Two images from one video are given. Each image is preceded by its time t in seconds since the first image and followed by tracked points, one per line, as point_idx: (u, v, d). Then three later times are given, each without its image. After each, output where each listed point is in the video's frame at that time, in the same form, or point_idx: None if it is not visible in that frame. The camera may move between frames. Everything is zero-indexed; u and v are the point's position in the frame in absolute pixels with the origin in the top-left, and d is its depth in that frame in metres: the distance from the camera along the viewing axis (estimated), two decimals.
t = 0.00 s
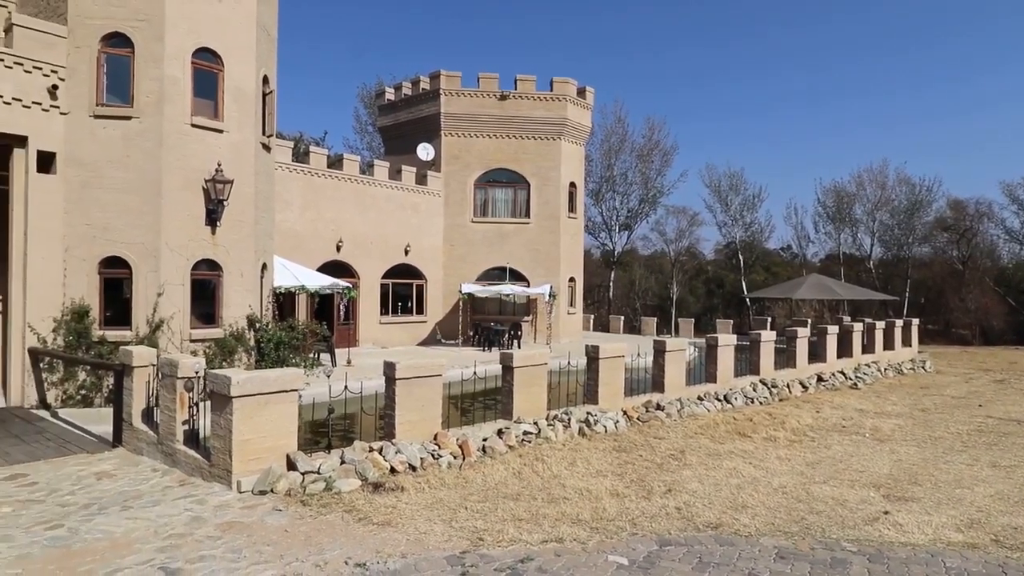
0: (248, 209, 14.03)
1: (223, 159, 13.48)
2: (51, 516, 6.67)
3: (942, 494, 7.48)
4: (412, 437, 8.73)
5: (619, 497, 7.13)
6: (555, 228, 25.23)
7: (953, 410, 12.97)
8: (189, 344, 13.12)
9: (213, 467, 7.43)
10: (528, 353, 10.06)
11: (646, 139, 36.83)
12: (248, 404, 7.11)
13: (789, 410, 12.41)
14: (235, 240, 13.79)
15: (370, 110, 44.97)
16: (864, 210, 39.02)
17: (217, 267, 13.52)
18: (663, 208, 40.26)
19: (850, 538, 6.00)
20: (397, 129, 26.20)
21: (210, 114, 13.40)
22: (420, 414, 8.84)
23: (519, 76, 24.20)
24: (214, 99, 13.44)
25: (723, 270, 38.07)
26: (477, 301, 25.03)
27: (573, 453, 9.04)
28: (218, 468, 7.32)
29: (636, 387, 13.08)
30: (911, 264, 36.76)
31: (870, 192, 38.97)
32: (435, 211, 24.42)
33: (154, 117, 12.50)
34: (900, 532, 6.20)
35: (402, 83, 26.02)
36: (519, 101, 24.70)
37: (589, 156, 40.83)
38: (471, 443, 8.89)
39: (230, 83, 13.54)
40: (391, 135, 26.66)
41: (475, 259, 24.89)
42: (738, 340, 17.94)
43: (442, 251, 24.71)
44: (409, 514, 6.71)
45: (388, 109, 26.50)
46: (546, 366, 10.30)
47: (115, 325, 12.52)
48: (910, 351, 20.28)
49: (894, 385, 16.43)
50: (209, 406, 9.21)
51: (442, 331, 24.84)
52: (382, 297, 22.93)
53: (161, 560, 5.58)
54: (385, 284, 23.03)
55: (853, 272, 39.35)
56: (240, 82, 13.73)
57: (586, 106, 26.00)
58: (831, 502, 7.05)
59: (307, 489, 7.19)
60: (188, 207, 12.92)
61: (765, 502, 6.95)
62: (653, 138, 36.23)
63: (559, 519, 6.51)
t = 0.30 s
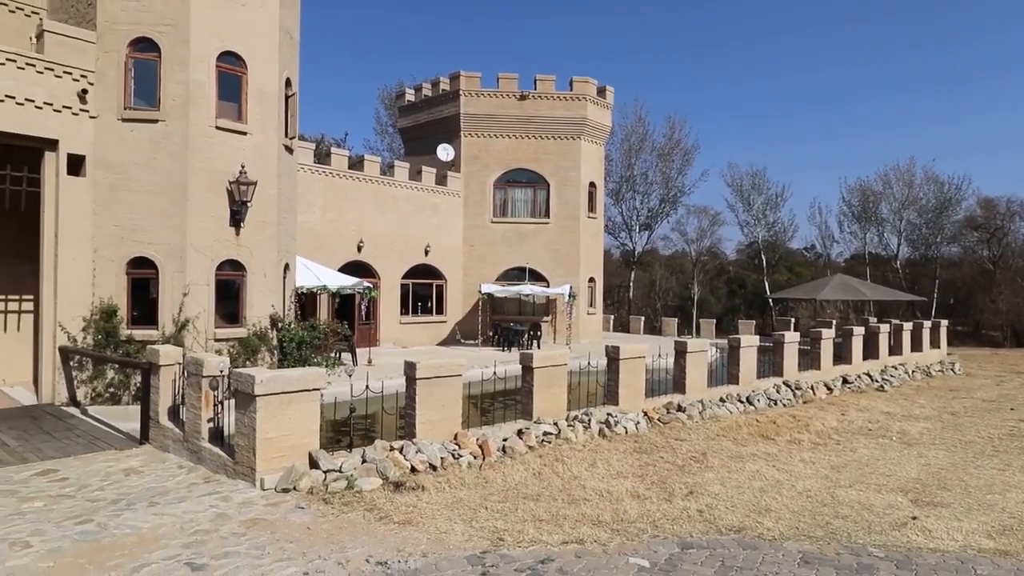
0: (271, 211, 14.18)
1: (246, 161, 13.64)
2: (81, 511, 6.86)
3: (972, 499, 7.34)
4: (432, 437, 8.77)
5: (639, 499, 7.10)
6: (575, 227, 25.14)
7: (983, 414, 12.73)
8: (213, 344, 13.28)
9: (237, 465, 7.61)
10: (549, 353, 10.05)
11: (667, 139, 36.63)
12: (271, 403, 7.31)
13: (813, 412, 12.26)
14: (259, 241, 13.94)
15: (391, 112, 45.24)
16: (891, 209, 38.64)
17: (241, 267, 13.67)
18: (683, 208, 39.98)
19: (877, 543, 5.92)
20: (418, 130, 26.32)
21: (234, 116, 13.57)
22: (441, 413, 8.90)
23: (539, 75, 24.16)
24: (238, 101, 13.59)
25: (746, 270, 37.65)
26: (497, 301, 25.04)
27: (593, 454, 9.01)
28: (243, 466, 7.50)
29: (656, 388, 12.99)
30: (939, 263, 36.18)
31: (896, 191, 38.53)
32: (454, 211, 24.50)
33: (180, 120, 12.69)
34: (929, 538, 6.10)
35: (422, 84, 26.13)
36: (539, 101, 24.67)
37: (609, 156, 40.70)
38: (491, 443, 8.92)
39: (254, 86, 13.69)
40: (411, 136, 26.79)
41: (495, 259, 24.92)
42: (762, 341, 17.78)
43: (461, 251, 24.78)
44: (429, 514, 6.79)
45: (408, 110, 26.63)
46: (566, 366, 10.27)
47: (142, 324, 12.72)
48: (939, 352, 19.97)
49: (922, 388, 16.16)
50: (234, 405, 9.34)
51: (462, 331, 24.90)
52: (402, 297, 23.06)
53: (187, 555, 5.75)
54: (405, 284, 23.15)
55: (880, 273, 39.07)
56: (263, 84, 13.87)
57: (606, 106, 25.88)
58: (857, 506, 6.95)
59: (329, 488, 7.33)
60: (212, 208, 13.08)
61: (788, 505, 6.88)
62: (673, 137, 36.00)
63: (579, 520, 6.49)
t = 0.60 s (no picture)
0: (296, 211, 14.30)
1: (272, 163, 13.78)
2: (113, 506, 7.11)
3: (1006, 506, 7.17)
4: (454, 436, 8.84)
5: (663, 501, 7.03)
6: (597, 227, 25.03)
7: (1017, 418, 12.43)
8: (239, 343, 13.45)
9: (263, 463, 7.81)
10: (572, 353, 10.01)
11: (690, 137, 36.34)
12: (297, 402, 7.53)
13: (841, 415, 12.05)
14: (284, 241, 14.08)
15: (413, 113, 45.40)
16: (922, 208, 37.87)
17: (266, 267, 13.81)
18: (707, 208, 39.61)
19: (908, 549, 5.80)
20: (440, 131, 26.42)
21: (259, 119, 13.73)
22: (463, 413, 8.95)
23: (561, 75, 24.08)
24: (264, 105, 13.75)
25: (771, 270, 37.15)
26: (519, 301, 25.02)
27: (616, 455, 8.95)
28: (268, 463, 7.71)
29: (680, 390, 12.88)
30: (972, 263, 35.41)
31: (927, 189, 37.80)
32: (476, 212, 24.55)
33: (207, 123, 12.86)
34: (962, 545, 5.96)
35: (444, 85, 26.21)
36: (560, 101, 24.60)
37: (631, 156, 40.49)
38: (513, 443, 8.93)
39: (279, 89, 13.84)
40: (433, 136, 26.89)
41: (516, 259, 24.90)
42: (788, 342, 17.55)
43: (483, 251, 24.82)
44: (452, 513, 6.90)
45: (430, 111, 26.73)
46: (588, 367, 10.21)
47: (171, 325, 12.89)
48: (972, 354, 19.55)
49: (954, 391, 15.82)
50: (260, 403, 9.49)
51: (484, 331, 24.93)
52: (424, 297, 23.16)
53: (215, 551, 5.95)
54: (427, 284, 23.24)
55: (911, 272, 38.37)
56: (288, 87, 14.00)
57: (629, 105, 25.72)
58: (887, 511, 6.82)
59: (353, 486, 7.54)
60: (239, 209, 13.25)
61: (816, 509, 6.78)
62: (697, 137, 35.72)
63: (602, 522, 6.45)
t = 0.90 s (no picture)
0: (321, 212, 14.40)
1: (298, 164, 13.90)
2: (145, 501, 7.35)
3: None
4: (478, 436, 8.88)
5: (689, 504, 6.95)
6: (620, 227, 24.88)
7: None
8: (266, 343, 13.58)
9: (290, 461, 8.00)
10: (596, 354, 9.95)
11: (715, 135, 36.01)
12: (322, 401, 7.69)
13: (871, 418, 11.82)
14: (309, 242, 14.19)
15: (436, 113, 45.54)
16: (955, 206, 37.05)
17: (292, 267, 13.92)
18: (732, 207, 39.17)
19: (943, 557, 5.67)
20: (463, 131, 26.49)
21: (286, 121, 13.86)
22: (487, 413, 8.99)
23: (583, 74, 23.95)
24: (290, 107, 13.86)
25: (798, 270, 36.59)
26: (542, 301, 24.96)
27: (640, 457, 8.87)
28: (295, 461, 7.89)
29: (705, 391, 12.74)
30: (1008, 263, 34.57)
31: (961, 187, 37.00)
32: (498, 212, 24.57)
33: (234, 125, 13.01)
34: (1000, 553, 5.81)
35: (466, 85, 26.25)
36: (583, 100, 24.49)
37: (655, 155, 40.20)
38: (537, 443, 8.91)
39: (305, 91, 13.94)
40: (456, 137, 26.97)
41: (539, 259, 24.85)
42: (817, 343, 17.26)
43: (505, 251, 24.82)
44: (476, 513, 6.92)
45: (453, 111, 26.81)
46: (612, 368, 10.14)
47: (200, 324, 13.07)
48: (1008, 357, 19.08)
49: (990, 394, 15.43)
50: (287, 401, 9.64)
51: (507, 331, 24.95)
52: (447, 297, 23.26)
53: (243, 547, 6.16)
54: (449, 284, 23.30)
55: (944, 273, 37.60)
56: (314, 89, 14.11)
57: (653, 104, 25.47)
58: (920, 517, 6.68)
59: (378, 485, 7.64)
60: (265, 210, 13.38)
61: (846, 515, 6.65)
62: (721, 135, 35.35)
63: (628, 524, 6.40)
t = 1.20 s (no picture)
0: (352, 213, 14.48)
1: (329, 166, 14.02)
2: (182, 497, 7.47)
3: None
4: (508, 437, 8.87)
5: (724, 509, 6.83)
6: (649, 227, 24.67)
7: None
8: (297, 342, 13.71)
9: (322, 459, 8.09)
10: (626, 355, 9.86)
11: (746, 134, 35.57)
12: (354, 400, 7.76)
13: (911, 423, 11.54)
14: (340, 243, 14.30)
15: (464, 114, 45.68)
16: (998, 203, 36.06)
17: (323, 268, 14.05)
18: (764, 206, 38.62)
19: (990, 568, 5.49)
20: (490, 131, 26.52)
21: (317, 123, 14.00)
22: (517, 414, 8.98)
23: (611, 73, 23.80)
24: (321, 109, 13.99)
25: (832, 270, 35.90)
26: (570, 301, 24.86)
27: (672, 460, 8.76)
28: (328, 460, 7.97)
29: (738, 394, 12.56)
30: None
31: (1003, 184, 36.00)
32: (526, 212, 24.54)
33: (267, 128, 13.18)
34: None
35: (494, 86, 26.27)
36: (612, 99, 24.33)
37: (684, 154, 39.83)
38: (567, 445, 8.87)
39: (335, 94, 14.06)
40: (484, 137, 27.00)
41: (567, 259, 24.76)
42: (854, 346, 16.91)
43: (533, 251, 24.78)
44: (507, 515, 6.89)
45: (480, 112, 26.86)
46: (642, 369, 10.04)
47: (234, 324, 13.26)
48: None
49: None
50: (319, 400, 9.74)
51: (535, 331, 24.92)
52: (475, 297, 23.30)
53: (278, 544, 6.22)
54: (477, 284, 23.33)
55: (986, 272, 36.59)
56: (344, 92, 14.22)
57: (682, 102, 25.18)
58: (965, 526, 6.48)
59: (409, 484, 7.67)
60: (297, 212, 13.52)
61: (887, 522, 6.49)
62: (752, 133, 34.88)
63: (661, 528, 6.32)
